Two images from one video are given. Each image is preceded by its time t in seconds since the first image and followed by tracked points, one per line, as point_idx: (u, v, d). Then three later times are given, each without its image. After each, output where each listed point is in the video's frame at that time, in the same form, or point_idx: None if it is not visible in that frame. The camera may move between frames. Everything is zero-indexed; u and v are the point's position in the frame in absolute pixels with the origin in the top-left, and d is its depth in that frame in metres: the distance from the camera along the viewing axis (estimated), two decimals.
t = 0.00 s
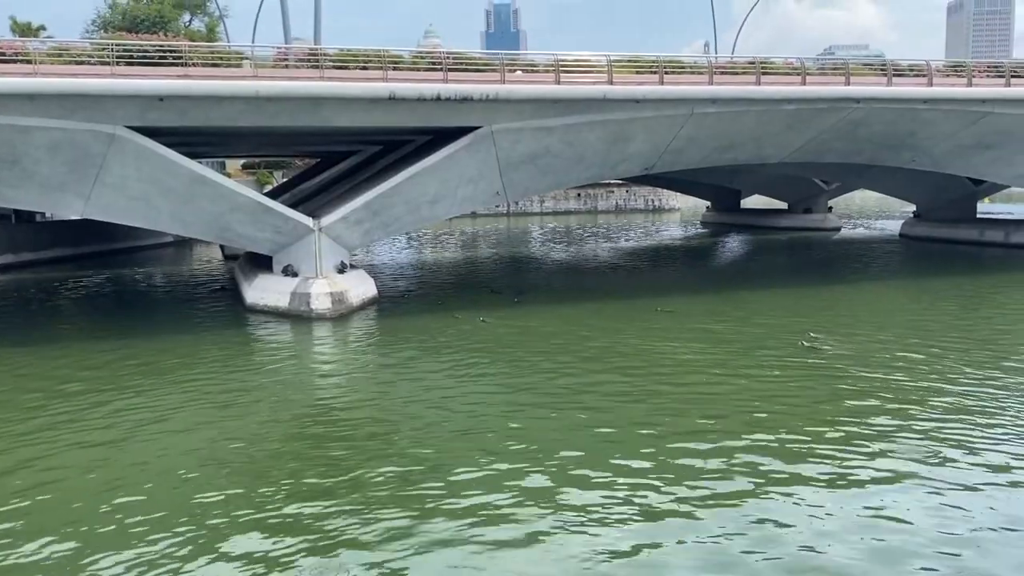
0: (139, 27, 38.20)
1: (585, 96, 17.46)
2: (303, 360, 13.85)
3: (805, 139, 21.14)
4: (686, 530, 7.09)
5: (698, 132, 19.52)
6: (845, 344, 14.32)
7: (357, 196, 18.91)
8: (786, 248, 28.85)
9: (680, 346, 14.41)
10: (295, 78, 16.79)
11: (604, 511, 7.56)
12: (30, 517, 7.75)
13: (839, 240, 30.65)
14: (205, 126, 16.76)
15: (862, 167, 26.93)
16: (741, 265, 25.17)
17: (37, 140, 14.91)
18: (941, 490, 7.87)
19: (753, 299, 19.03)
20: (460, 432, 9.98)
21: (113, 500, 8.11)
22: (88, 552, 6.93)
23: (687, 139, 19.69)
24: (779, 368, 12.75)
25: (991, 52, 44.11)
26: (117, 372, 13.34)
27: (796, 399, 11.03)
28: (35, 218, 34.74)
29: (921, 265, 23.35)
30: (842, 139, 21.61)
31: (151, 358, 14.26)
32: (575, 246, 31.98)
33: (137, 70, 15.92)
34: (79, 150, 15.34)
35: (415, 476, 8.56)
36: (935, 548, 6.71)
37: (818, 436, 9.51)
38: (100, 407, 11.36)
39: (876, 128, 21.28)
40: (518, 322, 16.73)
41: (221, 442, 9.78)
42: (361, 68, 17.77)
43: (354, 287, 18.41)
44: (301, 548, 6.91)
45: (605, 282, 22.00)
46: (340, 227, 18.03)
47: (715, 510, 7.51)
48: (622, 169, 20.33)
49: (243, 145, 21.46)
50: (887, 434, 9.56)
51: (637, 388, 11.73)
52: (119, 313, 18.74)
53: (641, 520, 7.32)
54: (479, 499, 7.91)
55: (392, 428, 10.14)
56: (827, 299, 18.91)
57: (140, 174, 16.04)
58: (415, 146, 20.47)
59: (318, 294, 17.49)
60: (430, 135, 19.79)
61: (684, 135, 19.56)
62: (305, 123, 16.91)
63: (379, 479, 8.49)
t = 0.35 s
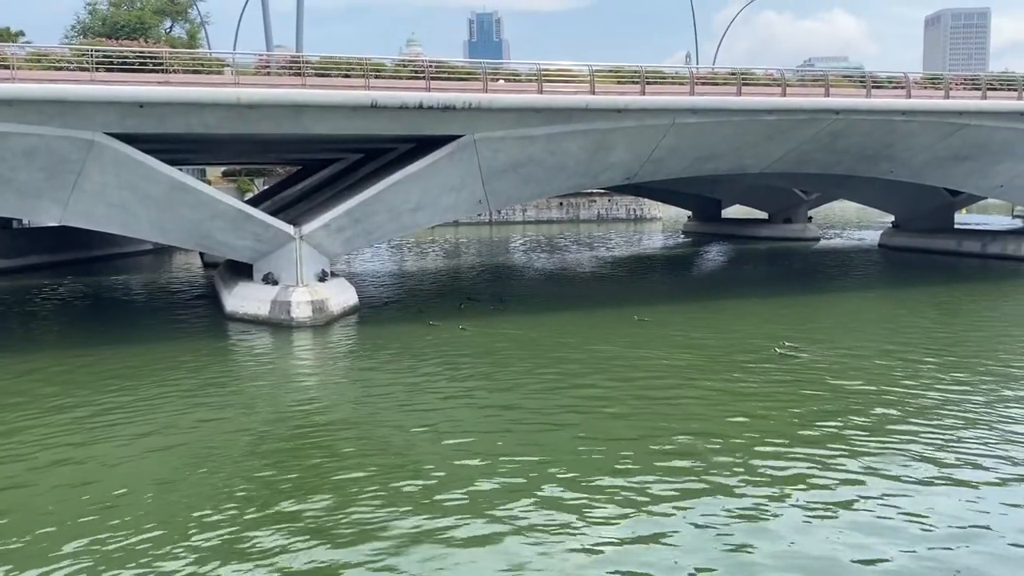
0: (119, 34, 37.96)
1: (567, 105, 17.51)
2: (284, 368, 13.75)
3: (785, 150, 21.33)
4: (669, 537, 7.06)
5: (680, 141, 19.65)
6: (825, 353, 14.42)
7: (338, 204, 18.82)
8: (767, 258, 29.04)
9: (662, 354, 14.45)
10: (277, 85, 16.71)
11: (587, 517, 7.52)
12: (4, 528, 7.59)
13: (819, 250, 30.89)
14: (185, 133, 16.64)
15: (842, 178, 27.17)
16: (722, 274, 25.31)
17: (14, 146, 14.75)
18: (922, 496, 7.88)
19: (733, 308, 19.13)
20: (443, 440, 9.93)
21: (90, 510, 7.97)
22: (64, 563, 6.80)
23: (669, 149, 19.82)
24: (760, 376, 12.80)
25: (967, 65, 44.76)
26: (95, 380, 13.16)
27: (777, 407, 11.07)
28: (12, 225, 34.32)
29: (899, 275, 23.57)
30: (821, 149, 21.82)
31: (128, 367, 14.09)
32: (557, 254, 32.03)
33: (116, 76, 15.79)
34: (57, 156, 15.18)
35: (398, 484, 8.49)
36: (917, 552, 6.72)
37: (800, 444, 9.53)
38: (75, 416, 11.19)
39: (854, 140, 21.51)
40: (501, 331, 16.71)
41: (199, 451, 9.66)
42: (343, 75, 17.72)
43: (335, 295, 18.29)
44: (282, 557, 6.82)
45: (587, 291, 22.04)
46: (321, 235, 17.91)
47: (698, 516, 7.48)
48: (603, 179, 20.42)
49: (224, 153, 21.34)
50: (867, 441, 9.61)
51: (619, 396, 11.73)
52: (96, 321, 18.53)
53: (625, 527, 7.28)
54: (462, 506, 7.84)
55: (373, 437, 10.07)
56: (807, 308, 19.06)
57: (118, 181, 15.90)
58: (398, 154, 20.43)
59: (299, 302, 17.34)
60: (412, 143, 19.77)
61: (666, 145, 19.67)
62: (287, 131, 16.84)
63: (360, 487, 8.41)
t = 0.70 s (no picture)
0: (104, 38, 37.77)
1: (555, 113, 17.56)
2: (269, 375, 13.68)
3: (772, 159, 21.45)
4: (654, 544, 7.06)
5: (667, 150, 19.74)
6: (811, 361, 14.48)
7: (325, 210, 18.77)
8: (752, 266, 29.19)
9: (649, 362, 14.47)
10: (264, 91, 16.68)
11: (573, 524, 7.51)
12: None
13: (804, 259, 31.07)
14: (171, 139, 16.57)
15: (827, 188, 27.36)
16: (708, 282, 25.41)
17: None
18: (906, 504, 7.92)
19: (720, 316, 19.20)
20: (428, 447, 9.90)
21: (71, 517, 7.89)
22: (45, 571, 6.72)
23: (656, 157, 19.90)
24: (746, 384, 12.84)
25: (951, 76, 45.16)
26: (78, 387, 13.05)
27: (763, 415, 11.09)
28: None
29: (884, 284, 23.74)
30: (806, 159, 21.96)
31: (111, 374, 13.97)
32: (544, 262, 32.07)
33: (102, 81, 15.71)
34: (42, 161, 15.09)
35: (383, 491, 8.46)
36: (900, 559, 6.75)
37: (786, 452, 9.56)
38: (57, 422, 11.09)
39: (840, 149, 21.67)
40: (488, 338, 16.70)
41: (183, 458, 9.59)
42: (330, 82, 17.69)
43: (321, 302, 18.22)
44: (265, 564, 6.78)
45: (574, 299, 22.07)
46: (307, 242, 17.85)
47: (683, 523, 7.49)
48: (590, 187, 20.50)
49: (210, 159, 21.24)
50: (852, 449, 9.65)
51: (606, 404, 11.73)
52: (79, 327, 18.38)
53: (609, 534, 7.27)
54: (447, 513, 7.82)
55: (359, 444, 10.03)
56: (792, 316, 19.15)
57: (104, 186, 15.81)
58: (385, 161, 20.41)
59: (284, 309, 17.26)
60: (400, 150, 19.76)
61: (653, 154, 19.76)
62: (274, 137, 16.80)
63: (345, 494, 8.37)
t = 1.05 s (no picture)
0: (96, 40, 37.66)
1: (547, 119, 17.58)
2: (259, 378, 13.62)
3: (763, 166, 21.52)
4: (644, 548, 7.03)
5: (658, 156, 19.78)
6: (801, 367, 14.49)
7: (316, 214, 18.73)
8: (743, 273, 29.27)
9: (640, 367, 14.46)
10: (256, 94, 16.62)
11: (563, 528, 7.48)
12: None
13: (794, 265, 31.16)
14: (162, 141, 16.52)
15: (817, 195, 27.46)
16: (699, 288, 25.47)
17: None
18: (896, 509, 7.91)
19: (711, 323, 19.23)
20: (419, 451, 9.86)
21: (58, 520, 7.82)
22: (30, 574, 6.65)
23: (648, 163, 19.94)
24: (737, 390, 12.85)
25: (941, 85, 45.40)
26: (66, 389, 12.96)
27: (754, 421, 11.10)
28: None
29: (874, 291, 23.83)
30: (797, 165, 22.05)
31: (100, 376, 13.88)
32: (535, 267, 32.08)
33: (93, 82, 15.63)
34: (32, 162, 15.01)
35: (372, 495, 8.40)
36: (890, 563, 6.74)
37: (777, 457, 9.55)
38: (45, 425, 11.01)
39: (831, 157, 21.76)
40: (479, 343, 16.68)
41: (172, 461, 9.52)
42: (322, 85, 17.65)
43: (312, 306, 18.16)
44: (254, 568, 6.73)
45: (565, 304, 22.07)
46: (298, 245, 17.80)
47: (673, 528, 7.47)
48: (582, 193, 20.53)
49: (201, 161, 21.17)
50: (843, 455, 9.65)
51: (597, 409, 11.71)
52: (68, 329, 18.27)
53: (600, 538, 7.25)
54: (438, 517, 7.78)
55: (349, 448, 9.97)
56: (783, 323, 19.20)
57: (94, 188, 15.74)
58: (377, 165, 20.39)
59: (274, 313, 17.18)
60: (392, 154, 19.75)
61: (645, 160, 19.80)
62: (265, 140, 16.75)
63: (334, 498, 8.32)
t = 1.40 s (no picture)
0: (92, 40, 37.66)
1: (542, 122, 17.60)
2: (253, 379, 13.60)
3: (758, 170, 21.59)
4: (635, 547, 7.03)
5: (653, 160, 19.82)
6: (795, 372, 14.51)
7: (311, 215, 18.70)
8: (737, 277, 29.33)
9: (634, 371, 14.46)
10: (251, 95, 16.61)
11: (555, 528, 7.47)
12: None
13: (788, 270, 31.24)
14: (157, 142, 16.48)
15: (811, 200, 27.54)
16: (693, 292, 25.52)
17: None
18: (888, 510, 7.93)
19: (706, 326, 19.27)
20: (412, 453, 9.84)
21: (49, 521, 7.81)
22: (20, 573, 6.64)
23: (643, 167, 19.97)
24: (730, 394, 12.86)
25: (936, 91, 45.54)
26: (59, 389, 12.94)
27: (747, 425, 11.10)
28: None
29: (868, 296, 23.89)
30: (792, 170, 22.12)
31: (93, 377, 13.85)
32: (530, 270, 32.11)
33: (88, 82, 15.60)
34: (25, 161, 14.98)
35: (364, 495, 8.39)
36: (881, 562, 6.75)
37: (770, 460, 9.56)
38: (38, 425, 10.99)
39: (825, 162, 21.82)
40: (473, 345, 16.67)
41: (164, 462, 9.50)
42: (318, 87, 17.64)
43: (306, 307, 18.12)
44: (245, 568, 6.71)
45: (561, 307, 22.12)
46: (293, 247, 17.78)
47: (665, 528, 7.48)
48: (577, 196, 20.56)
49: (196, 162, 21.15)
50: (836, 458, 9.66)
51: (591, 412, 11.71)
52: (62, 330, 18.22)
53: (590, 538, 7.25)
54: (430, 518, 7.76)
55: (342, 450, 9.96)
56: (777, 327, 19.25)
57: (88, 188, 15.71)
58: (372, 167, 20.39)
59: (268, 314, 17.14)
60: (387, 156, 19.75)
61: (640, 163, 19.84)
62: (260, 141, 16.73)
63: (327, 499, 8.30)
